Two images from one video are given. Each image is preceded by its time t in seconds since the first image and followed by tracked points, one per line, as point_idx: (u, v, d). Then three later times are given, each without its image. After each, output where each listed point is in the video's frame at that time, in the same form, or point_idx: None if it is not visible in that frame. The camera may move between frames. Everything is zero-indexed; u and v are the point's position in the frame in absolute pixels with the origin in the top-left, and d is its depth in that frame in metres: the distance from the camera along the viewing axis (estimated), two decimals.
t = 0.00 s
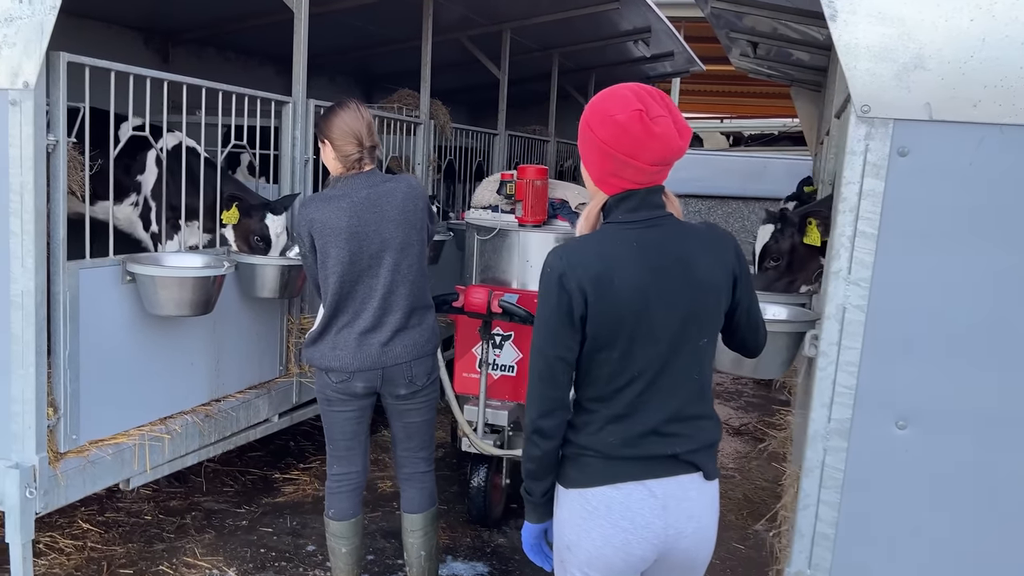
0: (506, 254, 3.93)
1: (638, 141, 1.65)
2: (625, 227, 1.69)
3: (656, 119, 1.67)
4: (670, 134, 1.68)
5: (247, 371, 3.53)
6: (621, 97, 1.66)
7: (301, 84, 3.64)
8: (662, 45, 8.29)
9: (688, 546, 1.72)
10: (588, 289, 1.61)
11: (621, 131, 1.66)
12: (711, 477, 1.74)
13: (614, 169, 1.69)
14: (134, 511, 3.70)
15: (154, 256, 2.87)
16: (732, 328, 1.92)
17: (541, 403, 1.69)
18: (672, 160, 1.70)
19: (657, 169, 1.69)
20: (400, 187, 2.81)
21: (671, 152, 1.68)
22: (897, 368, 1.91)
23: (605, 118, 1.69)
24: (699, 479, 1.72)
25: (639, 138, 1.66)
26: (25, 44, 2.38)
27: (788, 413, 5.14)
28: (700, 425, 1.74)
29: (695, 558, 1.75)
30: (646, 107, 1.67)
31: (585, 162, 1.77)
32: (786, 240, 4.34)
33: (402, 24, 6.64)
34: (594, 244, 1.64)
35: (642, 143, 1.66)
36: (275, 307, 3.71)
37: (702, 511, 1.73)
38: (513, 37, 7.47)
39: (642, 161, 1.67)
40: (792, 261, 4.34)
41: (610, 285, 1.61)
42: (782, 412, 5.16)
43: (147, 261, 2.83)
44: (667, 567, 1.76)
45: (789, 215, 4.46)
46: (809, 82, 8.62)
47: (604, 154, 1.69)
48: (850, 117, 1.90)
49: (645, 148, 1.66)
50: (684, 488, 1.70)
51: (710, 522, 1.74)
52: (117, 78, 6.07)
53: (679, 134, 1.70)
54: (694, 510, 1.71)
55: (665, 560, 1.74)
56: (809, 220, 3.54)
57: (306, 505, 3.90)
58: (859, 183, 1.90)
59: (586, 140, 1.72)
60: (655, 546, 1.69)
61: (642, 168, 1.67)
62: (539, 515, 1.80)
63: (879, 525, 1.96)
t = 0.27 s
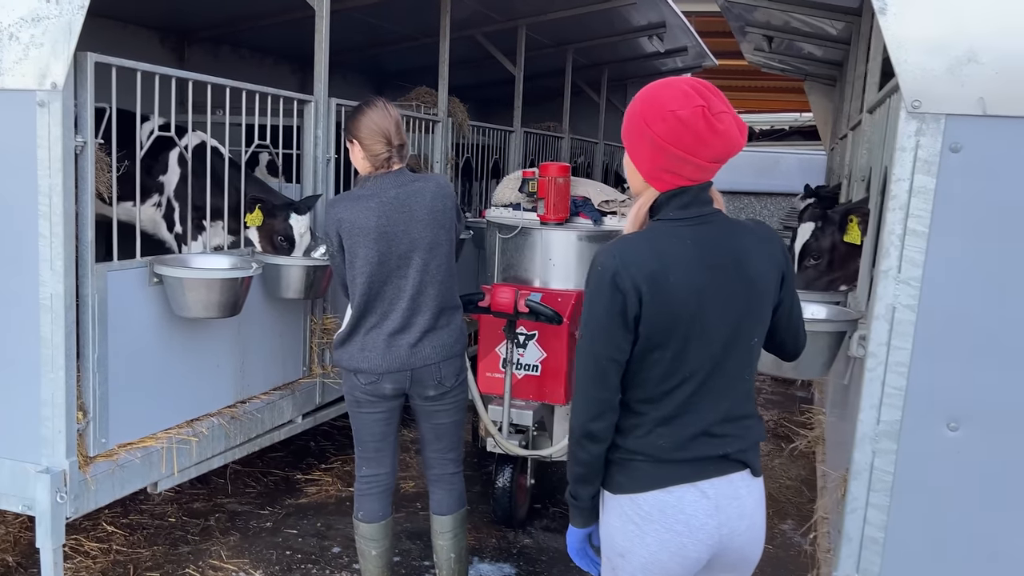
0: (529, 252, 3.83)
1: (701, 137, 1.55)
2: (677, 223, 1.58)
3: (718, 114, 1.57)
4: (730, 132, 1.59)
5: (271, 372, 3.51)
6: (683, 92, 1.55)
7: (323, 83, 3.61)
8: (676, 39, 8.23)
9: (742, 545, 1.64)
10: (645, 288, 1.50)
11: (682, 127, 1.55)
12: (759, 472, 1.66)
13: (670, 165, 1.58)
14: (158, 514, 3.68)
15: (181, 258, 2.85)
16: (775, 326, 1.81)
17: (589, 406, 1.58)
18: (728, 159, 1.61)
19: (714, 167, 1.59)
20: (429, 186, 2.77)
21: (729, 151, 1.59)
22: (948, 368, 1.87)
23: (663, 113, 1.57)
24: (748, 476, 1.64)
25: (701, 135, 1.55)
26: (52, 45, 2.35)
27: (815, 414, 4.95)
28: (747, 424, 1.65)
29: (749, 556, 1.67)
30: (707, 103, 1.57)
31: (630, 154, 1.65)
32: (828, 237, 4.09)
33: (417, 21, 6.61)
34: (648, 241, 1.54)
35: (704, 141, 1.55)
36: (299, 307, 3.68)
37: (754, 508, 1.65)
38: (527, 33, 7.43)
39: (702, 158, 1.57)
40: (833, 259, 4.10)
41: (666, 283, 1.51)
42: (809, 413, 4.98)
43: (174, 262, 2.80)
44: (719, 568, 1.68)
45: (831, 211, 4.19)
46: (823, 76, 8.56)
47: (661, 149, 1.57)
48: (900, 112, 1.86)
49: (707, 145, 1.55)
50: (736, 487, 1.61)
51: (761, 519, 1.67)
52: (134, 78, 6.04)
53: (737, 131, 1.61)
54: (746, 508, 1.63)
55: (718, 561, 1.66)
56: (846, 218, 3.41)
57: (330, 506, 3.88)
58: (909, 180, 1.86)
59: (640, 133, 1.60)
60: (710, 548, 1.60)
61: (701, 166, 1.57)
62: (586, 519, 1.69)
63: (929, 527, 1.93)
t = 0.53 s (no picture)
0: (547, 249, 3.77)
1: (736, 135, 1.50)
2: (710, 220, 1.55)
3: (751, 110, 1.52)
4: (763, 128, 1.55)
5: (291, 370, 3.49)
6: (716, 88, 1.50)
7: (341, 79, 3.59)
8: (687, 34, 8.20)
9: (785, 541, 1.60)
10: (685, 287, 1.46)
11: (716, 124, 1.50)
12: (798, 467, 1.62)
13: (703, 162, 1.53)
14: (177, 512, 3.67)
15: (203, 256, 2.83)
16: (808, 321, 1.76)
17: (629, 411, 1.52)
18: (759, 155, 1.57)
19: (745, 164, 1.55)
20: (453, 183, 2.75)
21: (761, 147, 1.56)
22: (989, 364, 1.85)
23: (695, 109, 1.51)
24: (789, 471, 1.60)
25: (736, 132, 1.50)
26: (76, 42, 2.33)
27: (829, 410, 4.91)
28: (787, 419, 1.60)
29: (791, 553, 1.63)
30: (740, 99, 1.52)
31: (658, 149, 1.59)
32: (857, 226, 4.08)
33: (429, 18, 6.59)
34: (684, 240, 1.50)
35: (739, 138, 1.51)
36: (318, 305, 3.67)
37: (795, 502, 1.60)
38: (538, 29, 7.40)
39: (736, 155, 1.52)
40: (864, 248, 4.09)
41: (707, 282, 1.48)
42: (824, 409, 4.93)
43: (196, 261, 2.79)
44: (762, 565, 1.63)
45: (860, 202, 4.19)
46: (834, 71, 8.52)
47: (694, 147, 1.52)
48: (940, 106, 1.83)
49: (741, 141, 1.51)
50: (777, 483, 1.57)
51: (802, 514, 1.62)
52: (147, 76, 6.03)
53: (768, 127, 1.57)
54: (788, 503, 1.58)
55: (761, 558, 1.61)
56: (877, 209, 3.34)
57: (348, 504, 3.86)
58: (949, 174, 1.84)
59: (670, 131, 1.54)
60: (754, 545, 1.56)
61: (735, 163, 1.52)
62: (619, 530, 1.58)
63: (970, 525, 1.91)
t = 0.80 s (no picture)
0: (550, 244, 3.75)
1: (732, 125, 1.47)
2: (712, 215, 1.53)
3: (745, 100, 1.50)
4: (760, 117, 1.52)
5: (297, 365, 3.48)
6: (709, 80, 1.47)
7: (345, 73, 3.56)
8: (691, 27, 8.16)
9: (797, 534, 1.58)
10: (695, 286, 1.44)
11: (711, 116, 1.47)
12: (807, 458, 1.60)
13: (699, 155, 1.50)
14: (183, 509, 3.66)
15: (207, 251, 2.82)
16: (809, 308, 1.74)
17: (640, 414, 1.49)
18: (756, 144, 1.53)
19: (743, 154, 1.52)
20: (460, 178, 2.72)
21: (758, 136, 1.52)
22: (1000, 356, 1.83)
23: (688, 102, 1.49)
24: (799, 462, 1.58)
25: (732, 122, 1.48)
26: (78, 35, 2.32)
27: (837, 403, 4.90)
28: (794, 409, 1.59)
29: (803, 545, 1.61)
30: (734, 89, 1.49)
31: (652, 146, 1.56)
32: (869, 216, 4.04)
33: (432, 12, 6.56)
34: (690, 238, 1.47)
35: (735, 128, 1.48)
36: (323, 299, 3.66)
37: (805, 494, 1.59)
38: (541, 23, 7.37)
39: (733, 146, 1.49)
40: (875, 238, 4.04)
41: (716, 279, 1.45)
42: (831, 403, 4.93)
43: (199, 256, 2.77)
44: (774, 558, 1.61)
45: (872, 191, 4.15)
46: (839, 64, 8.47)
47: (689, 140, 1.49)
48: (953, 94, 1.81)
49: (738, 132, 1.48)
50: (787, 475, 1.55)
51: (813, 506, 1.61)
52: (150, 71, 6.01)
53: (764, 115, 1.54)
54: (798, 495, 1.57)
55: (773, 551, 1.59)
56: (890, 198, 3.28)
57: (354, 500, 3.86)
58: (962, 163, 1.81)
59: (665, 125, 1.51)
60: (765, 538, 1.54)
61: (733, 154, 1.49)
62: (634, 533, 1.56)
63: (983, 519, 1.89)
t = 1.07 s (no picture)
0: (547, 240, 3.73)
1: (715, 118, 1.47)
2: (697, 209, 1.52)
3: (729, 92, 1.49)
4: (744, 109, 1.51)
5: (293, 362, 3.48)
6: (692, 73, 1.47)
7: (340, 69, 3.55)
8: (691, 22, 8.13)
9: (784, 530, 1.57)
10: (679, 281, 1.43)
11: (695, 109, 1.47)
12: (794, 454, 1.59)
13: (683, 149, 1.50)
14: (180, 506, 3.66)
15: (201, 248, 2.81)
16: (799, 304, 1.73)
17: (626, 410, 1.48)
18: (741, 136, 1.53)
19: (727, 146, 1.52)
20: (454, 173, 2.68)
21: (743, 127, 1.52)
22: (993, 350, 1.82)
23: (672, 96, 1.48)
24: (784, 458, 1.57)
25: (715, 115, 1.47)
26: (69, 31, 2.31)
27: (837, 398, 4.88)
28: (781, 405, 1.57)
29: (789, 541, 1.60)
30: (717, 81, 1.49)
31: (637, 139, 1.56)
32: (867, 214, 4.02)
33: (430, 8, 6.54)
34: (674, 233, 1.46)
35: (718, 121, 1.47)
36: (319, 296, 3.65)
37: (792, 490, 1.57)
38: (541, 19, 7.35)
39: (716, 139, 1.49)
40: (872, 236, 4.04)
41: (701, 274, 1.44)
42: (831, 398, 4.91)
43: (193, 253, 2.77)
44: (761, 555, 1.60)
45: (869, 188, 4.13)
46: (839, 58, 8.44)
47: (672, 133, 1.49)
48: (946, 87, 1.79)
49: (721, 125, 1.48)
50: (773, 471, 1.54)
51: (800, 502, 1.59)
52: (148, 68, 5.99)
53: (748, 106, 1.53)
54: (785, 491, 1.55)
55: (759, 548, 1.58)
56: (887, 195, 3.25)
57: (352, 497, 3.85)
58: (956, 156, 1.80)
59: (648, 119, 1.51)
60: (751, 534, 1.53)
61: (716, 147, 1.49)
62: (619, 530, 1.55)
63: (977, 515, 1.88)
